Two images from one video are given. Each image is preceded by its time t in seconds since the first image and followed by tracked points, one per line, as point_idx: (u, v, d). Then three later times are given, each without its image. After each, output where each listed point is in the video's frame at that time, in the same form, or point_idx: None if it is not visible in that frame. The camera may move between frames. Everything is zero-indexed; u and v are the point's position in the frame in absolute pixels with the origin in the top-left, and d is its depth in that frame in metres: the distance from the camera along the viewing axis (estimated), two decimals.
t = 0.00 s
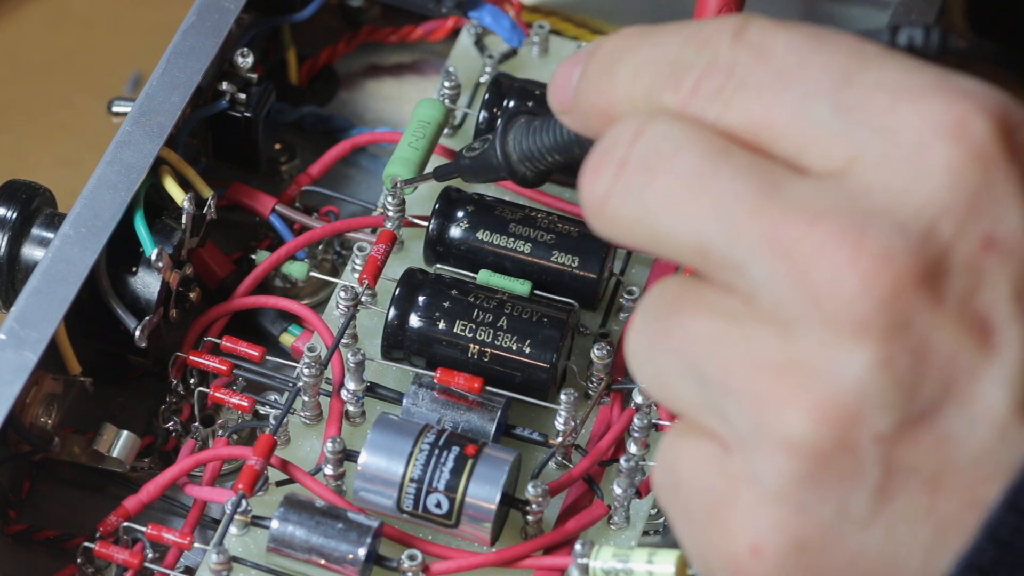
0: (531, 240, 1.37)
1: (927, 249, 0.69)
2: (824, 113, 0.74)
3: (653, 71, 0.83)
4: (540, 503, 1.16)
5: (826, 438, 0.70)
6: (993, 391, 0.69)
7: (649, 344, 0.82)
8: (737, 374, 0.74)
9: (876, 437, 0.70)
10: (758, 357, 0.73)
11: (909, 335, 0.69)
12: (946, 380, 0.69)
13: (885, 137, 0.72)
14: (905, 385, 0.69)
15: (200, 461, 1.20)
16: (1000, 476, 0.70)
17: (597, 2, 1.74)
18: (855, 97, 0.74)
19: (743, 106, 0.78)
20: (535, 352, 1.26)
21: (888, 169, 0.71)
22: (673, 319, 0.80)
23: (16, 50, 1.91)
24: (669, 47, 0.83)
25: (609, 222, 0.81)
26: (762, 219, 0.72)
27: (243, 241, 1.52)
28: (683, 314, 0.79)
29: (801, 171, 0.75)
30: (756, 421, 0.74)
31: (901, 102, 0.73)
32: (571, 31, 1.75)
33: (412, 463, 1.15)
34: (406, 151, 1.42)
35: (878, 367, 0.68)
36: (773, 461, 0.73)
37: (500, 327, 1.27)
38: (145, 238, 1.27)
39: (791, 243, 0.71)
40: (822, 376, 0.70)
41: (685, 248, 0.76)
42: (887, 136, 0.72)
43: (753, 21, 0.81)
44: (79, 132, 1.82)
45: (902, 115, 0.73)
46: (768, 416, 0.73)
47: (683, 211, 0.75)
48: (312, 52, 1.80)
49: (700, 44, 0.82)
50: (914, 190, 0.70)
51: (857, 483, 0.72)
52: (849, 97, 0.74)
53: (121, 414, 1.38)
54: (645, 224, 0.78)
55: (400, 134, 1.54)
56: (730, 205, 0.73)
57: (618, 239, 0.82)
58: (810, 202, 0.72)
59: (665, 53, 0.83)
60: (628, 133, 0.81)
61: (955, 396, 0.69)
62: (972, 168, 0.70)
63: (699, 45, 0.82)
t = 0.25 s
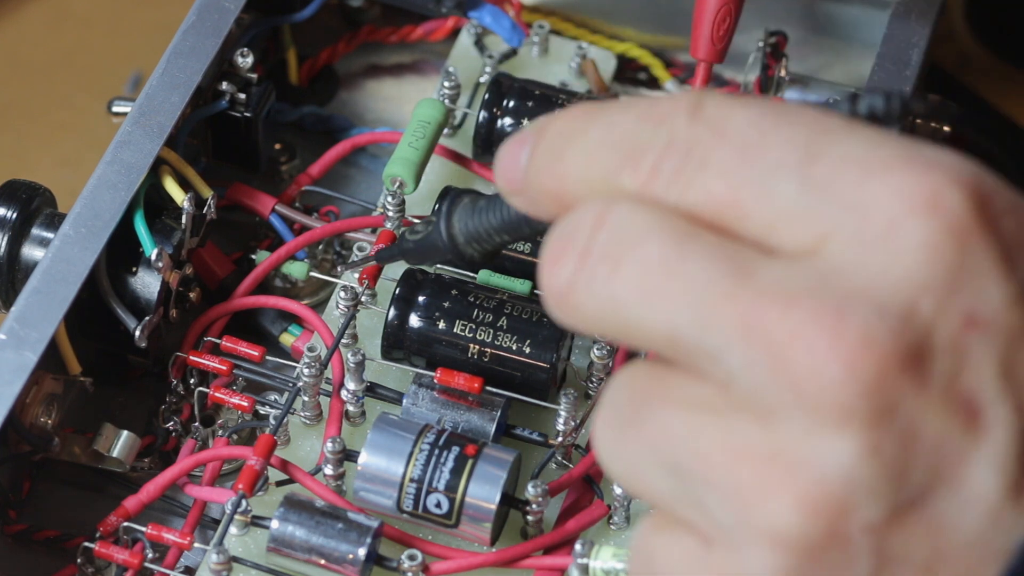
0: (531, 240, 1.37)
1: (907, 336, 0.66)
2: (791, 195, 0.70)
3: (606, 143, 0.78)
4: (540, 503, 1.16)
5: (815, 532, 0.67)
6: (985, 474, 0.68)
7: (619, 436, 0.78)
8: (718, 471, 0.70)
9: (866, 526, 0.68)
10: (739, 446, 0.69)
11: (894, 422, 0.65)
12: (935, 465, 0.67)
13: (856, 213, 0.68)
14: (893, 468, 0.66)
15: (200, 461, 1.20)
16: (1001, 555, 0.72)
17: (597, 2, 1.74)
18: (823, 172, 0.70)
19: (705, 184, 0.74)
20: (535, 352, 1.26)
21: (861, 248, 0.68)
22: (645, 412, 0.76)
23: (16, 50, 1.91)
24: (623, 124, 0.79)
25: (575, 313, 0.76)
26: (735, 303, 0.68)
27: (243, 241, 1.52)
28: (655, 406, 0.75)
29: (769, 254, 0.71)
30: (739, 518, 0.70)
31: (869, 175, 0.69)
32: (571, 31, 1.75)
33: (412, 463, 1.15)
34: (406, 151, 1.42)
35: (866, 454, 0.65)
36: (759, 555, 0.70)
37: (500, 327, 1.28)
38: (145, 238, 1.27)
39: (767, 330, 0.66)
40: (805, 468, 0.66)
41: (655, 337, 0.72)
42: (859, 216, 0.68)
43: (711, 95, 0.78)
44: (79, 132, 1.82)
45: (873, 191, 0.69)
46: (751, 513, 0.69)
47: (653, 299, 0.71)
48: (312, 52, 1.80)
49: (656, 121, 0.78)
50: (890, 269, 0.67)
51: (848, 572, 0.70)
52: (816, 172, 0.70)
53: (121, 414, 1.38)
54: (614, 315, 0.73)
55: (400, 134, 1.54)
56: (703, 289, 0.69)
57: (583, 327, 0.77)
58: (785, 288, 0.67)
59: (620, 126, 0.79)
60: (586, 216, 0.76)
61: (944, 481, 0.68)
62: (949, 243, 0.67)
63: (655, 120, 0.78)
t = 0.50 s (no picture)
0: (530, 240, 1.37)
1: (920, 265, 0.68)
2: (814, 122, 0.73)
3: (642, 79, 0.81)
4: (540, 503, 1.16)
5: (819, 453, 0.69)
6: (987, 407, 0.68)
7: (638, 351, 0.81)
8: (728, 387, 0.73)
9: (869, 453, 0.70)
10: (752, 371, 0.72)
11: (902, 348, 0.67)
12: (938, 397, 0.68)
13: (872, 147, 0.71)
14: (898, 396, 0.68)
15: (200, 461, 1.20)
16: (996, 488, 0.70)
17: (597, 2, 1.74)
18: (843, 109, 0.72)
19: (732, 116, 0.76)
20: (535, 352, 1.26)
21: (878, 180, 0.70)
22: (664, 333, 0.78)
23: (16, 51, 1.91)
24: (656, 60, 0.81)
25: (598, 232, 0.79)
26: (750, 232, 0.70)
27: (243, 241, 1.52)
28: (674, 327, 0.78)
29: (790, 182, 0.73)
30: (748, 434, 0.72)
31: (889, 111, 0.72)
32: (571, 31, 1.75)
33: (412, 463, 1.15)
34: (406, 151, 1.42)
35: (869, 382, 0.67)
36: (765, 475, 0.72)
37: (499, 327, 1.27)
38: (145, 238, 1.27)
39: (782, 255, 0.69)
40: (813, 391, 0.69)
41: (675, 261, 0.74)
42: (876, 145, 0.71)
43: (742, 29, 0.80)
44: (79, 132, 1.82)
45: (890, 126, 0.71)
46: (760, 430, 0.71)
47: (671, 223, 0.73)
48: (312, 52, 1.80)
49: (687, 53, 0.80)
50: (902, 206, 0.69)
51: (853, 497, 0.71)
52: (838, 107, 0.72)
53: (121, 414, 1.38)
54: (635, 238, 0.76)
55: (400, 134, 1.53)
56: (718, 215, 0.71)
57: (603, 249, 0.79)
58: (801, 215, 0.70)
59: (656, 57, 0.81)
60: (614, 140, 0.78)
61: (947, 410, 0.69)
62: (961, 180, 0.69)
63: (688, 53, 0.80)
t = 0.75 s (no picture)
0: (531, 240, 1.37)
1: (915, 347, 0.65)
2: (797, 211, 0.70)
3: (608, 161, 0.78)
4: (540, 503, 1.16)
5: (822, 543, 0.67)
6: (989, 488, 0.68)
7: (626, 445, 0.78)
8: (723, 482, 0.70)
9: (872, 540, 0.68)
10: (745, 461, 0.69)
11: (898, 437, 0.65)
12: (940, 477, 0.67)
13: (861, 229, 0.68)
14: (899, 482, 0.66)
15: (200, 461, 1.20)
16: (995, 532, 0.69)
17: (597, 2, 1.74)
18: (828, 189, 0.70)
19: (712, 201, 0.74)
20: (535, 352, 1.26)
21: (868, 265, 0.67)
22: (652, 427, 0.76)
23: (16, 50, 1.91)
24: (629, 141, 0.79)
25: (580, 330, 0.76)
26: (740, 320, 0.67)
27: (243, 241, 1.52)
28: (662, 422, 0.75)
29: (775, 269, 0.70)
30: (746, 529, 0.70)
31: (875, 191, 0.69)
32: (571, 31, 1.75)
33: (413, 463, 1.15)
34: (406, 151, 1.42)
35: (870, 468, 0.65)
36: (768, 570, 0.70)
37: (499, 327, 1.27)
38: (145, 238, 1.27)
39: (771, 344, 0.66)
40: (812, 483, 0.66)
41: (662, 354, 0.72)
42: (865, 229, 0.68)
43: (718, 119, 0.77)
44: (79, 132, 1.82)
45: (879, 209, 0.68)
46: (757, 523, 0.69)
47: (658, 320, 0.70)
48: (312, 53, 1.80)
49: (662, 139, 0.78)
50: (894, 286, 0.66)
51: None
52: (822, 189, 0.70)
53: (121, 414, 1.38)
54: (619, 333, 0.73)
55: (400, 134, 1.54)
56: (706, 307, 0.68)
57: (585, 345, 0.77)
58: (789, 303, 0.67)
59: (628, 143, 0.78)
60: (590, 233, 0.76)
61: (949, 495, 0.68)
62: (956, 260, 0.66)
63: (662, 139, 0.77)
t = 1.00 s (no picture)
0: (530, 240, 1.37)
1: (915, 341, 0.66)
2: (797, 204, 0.70)
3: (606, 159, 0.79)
4: (540, 503, 1.16)
5: (824, 536, 0.67)
6: (990, 480, 0.68)
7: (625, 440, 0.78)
8: (723, 477, 0.70)
9: (873, 533, 0.68)
10: (747, 457, 0.69)
11: (899, 429, 0.65)
12: (941, 469, 0.67)
13: (861, 223, 0.68)
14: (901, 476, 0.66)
15: (200, 461, 1.20)
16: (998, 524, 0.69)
17: (597, 2, 1.74)
18: (827, 183, 0.70)
19: (711, 195, 0.74)
20: (535, 352, 1.26)
21: (867, 258, 0.67)
22: (652, 420, 0.76)
23: (16, 50, 1.91)
24: (627, 138, 0.79)
25: (581, 327, 0.75)
26: (741, 315, 0.67)
27: (243, 241, 1.52)
28: (661, 415, 0.75)
29: (774, 263, 0.70)
30: (746, 523, 0.70)
31: (874, 183, 0.69)
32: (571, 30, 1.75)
33: (412, 463, 1.15)
34: (406, 151, 1.42)
35: (871, 461, 0.65)
36: (770, 564, 0.70)
37: (499, 327, 1.27)
38: (145, 238, 1.27)
39: (773, 338, 0.66)
40: (814, 476, 0.66)
41: (662, 348, 0.72)
42: (864, 223, 0.68)
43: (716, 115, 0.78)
44: (78, 132, 1.82)
45: (878, 200, 0.68)
46: (758, 517, 0.69)
47: (659, 314, 0.70)
48: (312, 52, 1.80)
49: (659, 136, 0.78)
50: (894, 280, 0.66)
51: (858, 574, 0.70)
52: (822, 183, 0.70)
53: (121, 414, 1.37)
54: (618, 328, 0.73)
55: (400, 134, 1.54)
56: (707, 301, 0.68)
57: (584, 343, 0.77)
58: (788, 297, 0.67)
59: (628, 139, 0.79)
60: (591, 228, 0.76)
61: (950, 488, 0.68)
62: (955, 253, 0.66)
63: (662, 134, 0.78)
